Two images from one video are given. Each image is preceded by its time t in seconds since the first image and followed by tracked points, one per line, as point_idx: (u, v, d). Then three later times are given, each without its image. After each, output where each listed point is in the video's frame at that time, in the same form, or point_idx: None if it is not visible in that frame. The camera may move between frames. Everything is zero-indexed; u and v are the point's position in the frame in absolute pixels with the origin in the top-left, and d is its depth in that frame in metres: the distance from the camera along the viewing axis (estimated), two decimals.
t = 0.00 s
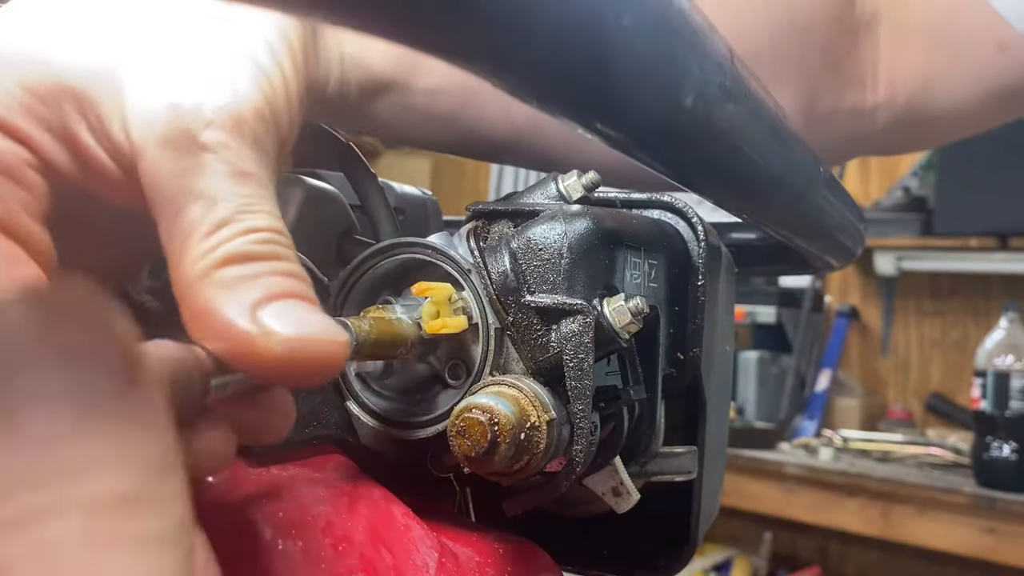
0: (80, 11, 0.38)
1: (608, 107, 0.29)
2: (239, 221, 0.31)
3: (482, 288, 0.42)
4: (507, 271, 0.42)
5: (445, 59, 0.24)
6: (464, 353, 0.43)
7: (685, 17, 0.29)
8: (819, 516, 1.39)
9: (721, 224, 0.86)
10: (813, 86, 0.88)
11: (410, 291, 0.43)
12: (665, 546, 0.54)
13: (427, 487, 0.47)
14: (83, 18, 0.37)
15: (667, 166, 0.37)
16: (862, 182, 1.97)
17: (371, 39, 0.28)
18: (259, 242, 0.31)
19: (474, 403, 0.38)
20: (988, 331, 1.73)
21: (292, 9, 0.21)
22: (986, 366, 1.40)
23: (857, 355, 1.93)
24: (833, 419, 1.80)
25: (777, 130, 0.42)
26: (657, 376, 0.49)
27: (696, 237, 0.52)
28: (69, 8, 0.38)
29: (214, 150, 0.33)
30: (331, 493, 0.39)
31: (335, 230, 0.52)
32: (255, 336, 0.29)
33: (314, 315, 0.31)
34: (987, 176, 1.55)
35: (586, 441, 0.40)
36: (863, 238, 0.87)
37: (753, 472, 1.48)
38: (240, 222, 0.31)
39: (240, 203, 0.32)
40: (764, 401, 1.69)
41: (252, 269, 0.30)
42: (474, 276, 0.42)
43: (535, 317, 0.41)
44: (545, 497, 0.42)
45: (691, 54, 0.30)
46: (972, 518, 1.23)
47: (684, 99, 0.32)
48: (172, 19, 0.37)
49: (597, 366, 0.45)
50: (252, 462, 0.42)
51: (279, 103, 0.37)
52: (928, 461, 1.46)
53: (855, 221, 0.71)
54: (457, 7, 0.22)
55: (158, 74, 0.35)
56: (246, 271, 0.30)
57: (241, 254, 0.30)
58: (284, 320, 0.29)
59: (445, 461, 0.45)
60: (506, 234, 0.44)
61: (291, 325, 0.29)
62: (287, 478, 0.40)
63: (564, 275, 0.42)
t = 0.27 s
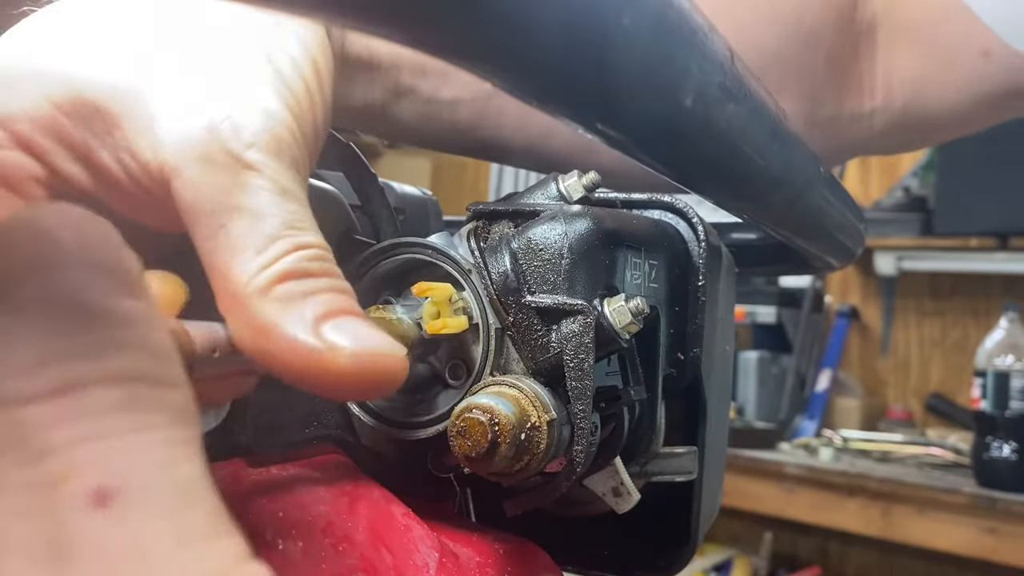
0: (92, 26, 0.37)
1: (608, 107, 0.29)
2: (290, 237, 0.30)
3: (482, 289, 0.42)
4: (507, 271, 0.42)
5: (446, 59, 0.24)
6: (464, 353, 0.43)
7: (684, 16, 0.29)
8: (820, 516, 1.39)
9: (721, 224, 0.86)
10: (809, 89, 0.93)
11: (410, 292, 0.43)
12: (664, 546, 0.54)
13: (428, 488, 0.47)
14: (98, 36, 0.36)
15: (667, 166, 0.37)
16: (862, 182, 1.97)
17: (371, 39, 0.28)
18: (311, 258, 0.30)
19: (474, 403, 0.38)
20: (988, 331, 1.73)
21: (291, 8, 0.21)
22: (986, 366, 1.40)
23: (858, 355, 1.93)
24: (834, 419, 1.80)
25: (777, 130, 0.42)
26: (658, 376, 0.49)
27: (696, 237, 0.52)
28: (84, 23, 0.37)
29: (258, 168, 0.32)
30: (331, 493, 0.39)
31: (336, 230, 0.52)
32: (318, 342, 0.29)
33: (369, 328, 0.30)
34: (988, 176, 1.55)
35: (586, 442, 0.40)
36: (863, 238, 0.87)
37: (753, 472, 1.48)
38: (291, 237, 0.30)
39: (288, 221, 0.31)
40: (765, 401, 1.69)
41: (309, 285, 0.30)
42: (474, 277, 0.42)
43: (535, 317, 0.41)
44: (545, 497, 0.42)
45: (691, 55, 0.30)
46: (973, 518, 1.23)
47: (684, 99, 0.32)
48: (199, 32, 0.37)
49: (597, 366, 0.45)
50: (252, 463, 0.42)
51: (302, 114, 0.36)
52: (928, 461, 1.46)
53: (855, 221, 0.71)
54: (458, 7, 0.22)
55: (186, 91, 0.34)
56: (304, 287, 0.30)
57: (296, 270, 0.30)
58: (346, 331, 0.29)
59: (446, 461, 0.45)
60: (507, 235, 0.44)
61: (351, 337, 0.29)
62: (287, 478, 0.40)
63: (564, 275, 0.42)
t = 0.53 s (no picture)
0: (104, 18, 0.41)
1: (608, 106, 0.29)
2: (210, 191, 0.33)
3: (482, 289, 0.42)
4: (507, 271, 0.42)
5: (448, 59, 0.24)
6: (464, 353, 0.43)
7: (684, 16, 0.29)
8: (820, 517, 1.39)
9: (721, 224, 0.86)
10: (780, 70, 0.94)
11: (410, 292, 0.43)
12: (665, 546, 0.54)
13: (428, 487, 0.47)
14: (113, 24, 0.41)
15: (668, 166, 0.37)
16: (863, 182, 1.97)
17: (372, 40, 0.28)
18: (219, 215, 0.32)
19: (474, 403, 0.38)
20: (989, 332, 1.73)
21: (292, 10, 0.21)
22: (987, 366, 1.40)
23: (858, 355, 1.93)
24: (834, 419, 1.80)
25: (777, 130, 0.42)
26: (658, 376, 0.49)
27: (696, 237, 0.52)
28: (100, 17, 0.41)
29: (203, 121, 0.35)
30: (331, 493, 0.39)
31: (337, 231, 0.52)
32: (191, 314, 0.29)
33: (250, 299, 0.31)
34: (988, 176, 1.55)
35: (586, 442, 0.40)
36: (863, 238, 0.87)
37: (753, 472, 1.48)
38: (213, 191, 0.33)
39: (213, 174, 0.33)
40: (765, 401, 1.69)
41: (210, 238, 0.32)
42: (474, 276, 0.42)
43: (535, 317, 0.41)
44: (545, 497, 0.42)
45: (691, 54, 0.30)
46: (973, 519, 1.23)
47: (684, 99, 0.32)
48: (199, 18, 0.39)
49: (597, 367, 0.45)
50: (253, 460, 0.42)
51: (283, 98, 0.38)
52: (929, 462, 1.46)
53: (856, 221, 0.71)
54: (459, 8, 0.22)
55: (177, 70, 0.37)
56: (207, 239, 0.31)
57: (203, 221, 0.32)
58: (215, 298, 0.30)
59: (446, 461, 0.44)
60: (506, 234, 0.44)
61: (230, 306, 0.30)
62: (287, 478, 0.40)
63: (564, 275, 0.42)
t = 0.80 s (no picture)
0: (75, 10, 0.38)
1: (608, 106, 0.29)
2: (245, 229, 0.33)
3: (482, 288, 0.42)
4: (507, 271, 0.42)
5: (447, 58, 0.24)
6: (464, 353, 0.43)
7: (684, 16, 0.29)
8: (820, 517, 1.39)
9: (721, 224, 0.86)
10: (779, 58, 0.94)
11: (410, 291, 0.44)
12: (665, 546, 0.54)
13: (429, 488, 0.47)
14: (86, 19, 0.38)
15: (668, 165, 0.37)
16: (863, 181, 1.97)
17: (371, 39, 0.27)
18: (266, 257, 0.32)
19: (474, 403, 0.38)
20: (989, 332, 1.73)
21: (289, 10, 0.21)
22: (987, 366, 1.40)
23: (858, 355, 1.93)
24: (834, 419, 1.80)
25: (777, 130, 0.42)
26: (658, 375, 0.49)
27: (696, 237, 0.52)
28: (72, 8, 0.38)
29: (224, 154, 0.33)
30: (331, 493, 0.39)
31: (336, 229, 0.52)
32: (275, 378, 0.32)
33: (316, 351, 0.33)
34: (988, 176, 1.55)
35: (586, 441, 0.40)
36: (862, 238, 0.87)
37: (753, 472, 1.48)
38: (252, 228, 0.33)
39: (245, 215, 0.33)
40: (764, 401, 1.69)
41: (263, 288, 0.32)
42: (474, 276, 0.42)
43: (535, 317, 0.41)
44: (545, 496, 0.42)
45: (691, 54, 0.30)
46: (973, 519, 1.23)
47: (683, 99, 0.32)
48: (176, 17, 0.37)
49: (597, 366, 0.45)
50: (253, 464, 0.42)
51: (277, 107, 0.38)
52: (928, 462, 1.46)
53: (856, 221, 0.71)
54: (458, 7, 0.22)
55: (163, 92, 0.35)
56: (257, 290, 0.32)
57: (247, 270, 0.32)
58: (287, 358, 0.32)
59: (445, 461, 0.45)
60: (506, 234, 0.44)
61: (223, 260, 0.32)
62: (287, 478, 0.40)
63: (564, 275, 0.42)
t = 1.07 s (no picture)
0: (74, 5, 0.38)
1: (607, 105, 0.29)
2: (257, 229, 0.32)
3: (482, 288, 0.42)
4: (507, 271, 0.42)
5: (446, 58, 0.24)
6: (464, 353, 0.43)
7: (684, 14, 0.29)
8: (820, 517, 1.39)
9: (721, 223, 0.86)
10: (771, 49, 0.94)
11: (410, 291, 0.44)
12: (665, 546, 0.54)
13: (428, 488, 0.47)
14: (83, 14, 0.38)
15: (668, 165, 0.37)
16: (863, 181, 1.96)
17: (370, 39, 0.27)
18: (274, 253, 0.32)
19: (474, 403, 0.38)
20: (989, 331, 1.73)
21: (289, 10, 0.21)
22: (987, 366, 1.40)
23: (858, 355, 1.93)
24: (834, 419, 1.80)
25: (777, 130, 0.42)
26: (658, 375, 0.49)
27: (696, 237, 0.52)
28: (73, 6, 0.38)
29: (229, 157, 0.33)
30: (331, 493, 0.39)
31: (336, 229, 0.52)
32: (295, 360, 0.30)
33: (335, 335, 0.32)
34: (988, 176, 1.55)
35: (586, 442, 0.40)
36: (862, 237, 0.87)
37: (753, 472, 1.48)
38: (259, 229, 0.32)
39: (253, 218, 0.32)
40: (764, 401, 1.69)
41: (275, 283, 0.32)
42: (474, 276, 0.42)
43: (535, 317, 0.41)
44: (545, 496, 0.42)
45: (691, 54, 0.30)
46: (973, 519, 1.23)
47: (684, 98, 0.32)
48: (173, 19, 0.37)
49: (597, 366, 0.45)
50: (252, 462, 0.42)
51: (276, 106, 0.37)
52: (929, 462, 1.46)
53: (856, 221, 0.71)
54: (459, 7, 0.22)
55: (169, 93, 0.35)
56: (268, 287, 0.31)
57: (258, 267, 0.31)
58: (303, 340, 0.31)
59: (446, 461, 0.44)
60: (506, 234, 0.44)
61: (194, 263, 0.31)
62: (287, 478, 0.40)
63: (564, 275, 0.42)
